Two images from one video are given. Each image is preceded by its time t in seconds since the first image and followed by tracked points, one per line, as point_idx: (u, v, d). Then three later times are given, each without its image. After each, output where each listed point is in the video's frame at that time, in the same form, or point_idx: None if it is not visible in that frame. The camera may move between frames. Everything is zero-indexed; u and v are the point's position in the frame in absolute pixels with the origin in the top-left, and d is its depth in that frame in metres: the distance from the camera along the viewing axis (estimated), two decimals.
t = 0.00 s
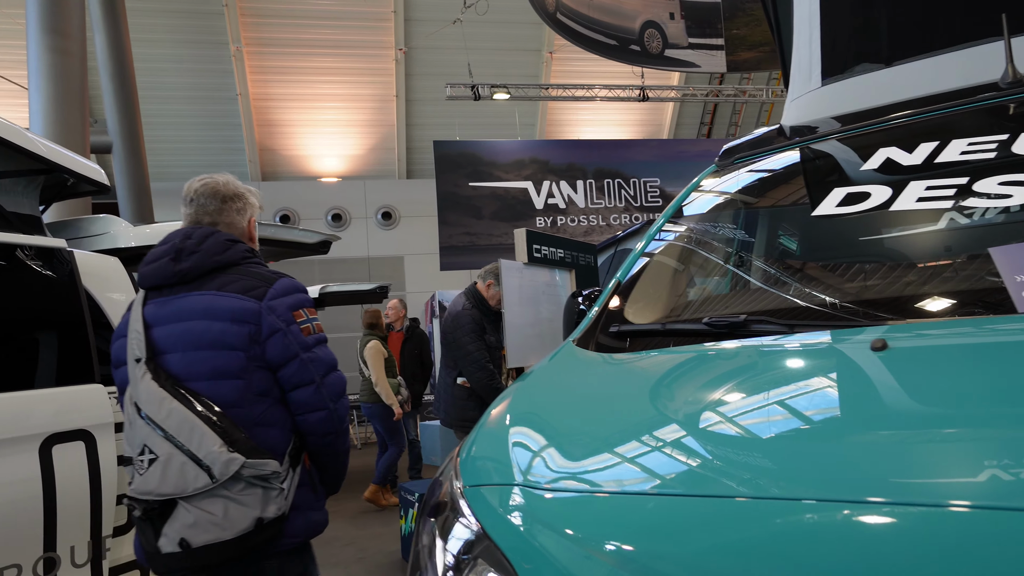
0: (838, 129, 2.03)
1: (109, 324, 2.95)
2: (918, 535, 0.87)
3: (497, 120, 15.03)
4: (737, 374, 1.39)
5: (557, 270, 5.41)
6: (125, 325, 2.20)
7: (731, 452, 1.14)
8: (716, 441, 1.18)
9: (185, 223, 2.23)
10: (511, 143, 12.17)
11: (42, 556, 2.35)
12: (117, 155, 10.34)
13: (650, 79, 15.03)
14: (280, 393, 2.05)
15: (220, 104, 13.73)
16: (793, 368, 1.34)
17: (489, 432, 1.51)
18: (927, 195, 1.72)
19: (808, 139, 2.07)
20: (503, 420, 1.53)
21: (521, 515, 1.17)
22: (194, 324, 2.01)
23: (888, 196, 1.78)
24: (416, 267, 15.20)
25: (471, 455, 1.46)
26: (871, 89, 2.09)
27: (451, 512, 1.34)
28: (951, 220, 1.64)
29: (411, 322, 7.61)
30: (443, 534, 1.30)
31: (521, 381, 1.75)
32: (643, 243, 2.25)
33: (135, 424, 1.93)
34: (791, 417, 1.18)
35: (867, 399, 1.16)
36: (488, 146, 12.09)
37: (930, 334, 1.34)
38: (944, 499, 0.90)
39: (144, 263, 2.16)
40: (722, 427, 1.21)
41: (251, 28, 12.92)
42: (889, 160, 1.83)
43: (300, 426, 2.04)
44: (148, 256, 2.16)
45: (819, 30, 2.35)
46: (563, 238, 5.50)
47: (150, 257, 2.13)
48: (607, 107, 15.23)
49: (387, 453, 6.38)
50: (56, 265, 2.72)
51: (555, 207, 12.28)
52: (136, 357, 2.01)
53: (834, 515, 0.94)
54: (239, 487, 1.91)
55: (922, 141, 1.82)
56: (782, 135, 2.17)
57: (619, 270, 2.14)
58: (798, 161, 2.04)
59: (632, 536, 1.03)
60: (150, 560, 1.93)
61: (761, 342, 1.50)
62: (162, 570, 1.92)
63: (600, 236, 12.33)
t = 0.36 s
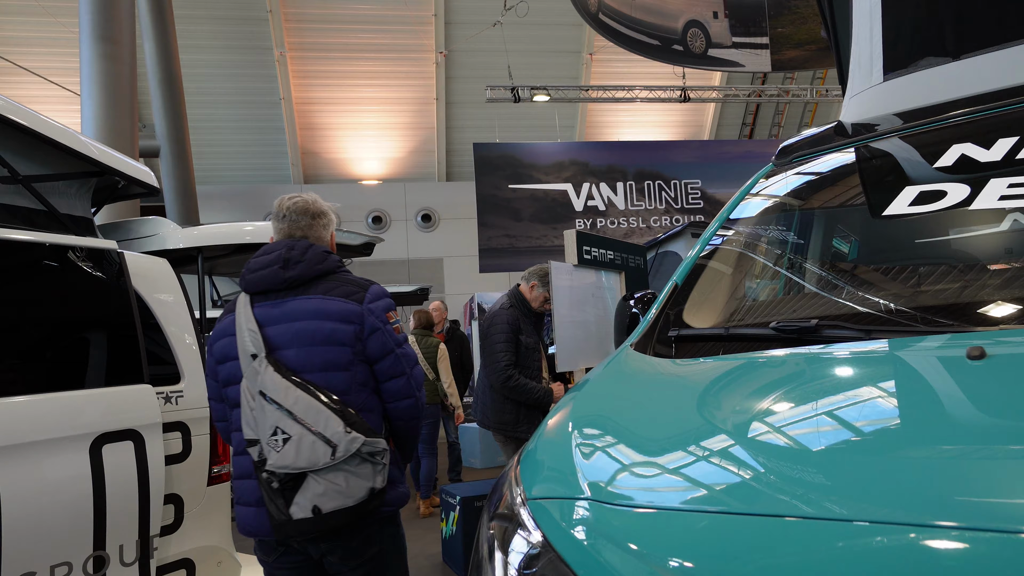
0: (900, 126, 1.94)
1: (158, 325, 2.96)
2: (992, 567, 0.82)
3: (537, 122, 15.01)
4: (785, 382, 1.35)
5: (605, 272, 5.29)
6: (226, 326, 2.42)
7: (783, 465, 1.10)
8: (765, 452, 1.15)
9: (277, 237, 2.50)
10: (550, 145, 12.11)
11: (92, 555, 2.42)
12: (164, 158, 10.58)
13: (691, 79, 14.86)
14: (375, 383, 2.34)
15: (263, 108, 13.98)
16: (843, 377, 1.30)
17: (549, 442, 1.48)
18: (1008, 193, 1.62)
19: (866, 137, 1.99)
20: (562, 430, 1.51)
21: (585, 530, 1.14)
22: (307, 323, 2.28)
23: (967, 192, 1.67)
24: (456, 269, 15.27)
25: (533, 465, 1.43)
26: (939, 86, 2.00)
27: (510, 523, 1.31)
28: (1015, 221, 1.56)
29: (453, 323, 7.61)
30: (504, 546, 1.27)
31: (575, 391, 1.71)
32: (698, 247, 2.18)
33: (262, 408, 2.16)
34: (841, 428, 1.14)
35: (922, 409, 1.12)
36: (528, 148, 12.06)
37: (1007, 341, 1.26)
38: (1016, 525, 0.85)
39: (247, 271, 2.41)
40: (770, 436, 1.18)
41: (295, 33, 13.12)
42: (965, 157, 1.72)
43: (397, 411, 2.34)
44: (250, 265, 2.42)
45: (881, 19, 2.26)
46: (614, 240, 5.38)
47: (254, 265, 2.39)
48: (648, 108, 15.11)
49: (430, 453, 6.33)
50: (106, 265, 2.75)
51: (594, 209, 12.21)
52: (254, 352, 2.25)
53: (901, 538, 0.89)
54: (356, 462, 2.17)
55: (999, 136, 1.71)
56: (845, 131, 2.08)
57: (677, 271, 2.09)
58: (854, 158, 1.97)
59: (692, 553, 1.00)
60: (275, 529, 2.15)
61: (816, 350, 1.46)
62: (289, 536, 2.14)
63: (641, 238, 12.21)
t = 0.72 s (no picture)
0: (922, 130, 1.93)
1: (165, 330, 3.00)
2: None
3: (546, 126, 15.02)
4: (798, 395, 1.39)
5: (621, 277, 5.16)
6: (307, 342, 2.73)
7: (801, 478, 1.15)
8: (783, 465, 1.20)
9: (356, 262, 2.82)
10: (559, 148, 12.11)
11: (95, 569, 2.45)
12: (173, 161, 10.64)
13: (701, 83, 14.86)
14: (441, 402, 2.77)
15: (272, 111, 14.03)
16: (856, 389, 1.34)
17: (578, 457, 1.50)
18: None
19: (886, 143, 1.97)
20: (591, 444, 1.52)
21: (618, 553, 1.16)
22: (394, 349, 2.67)
23: (1001, 197, 1.65)
24: (464, 273, 15.28)
25: (561, 481, 1.44)
26: (962, 90, 1.98)
27: (539, 543, 1.32)
28: None
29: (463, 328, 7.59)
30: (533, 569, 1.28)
31: (600, 407, 1.72)
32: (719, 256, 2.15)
33: (363, 423, 2.53)
34: (856, 442, 1.20)
35: (933, 423, 1.17)
36: (536, 152, 12.06)
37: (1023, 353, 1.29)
38: None
39: (334, 293, 2.72)
40: (787, 450, 1.23)
41: (305, 37, 13.20)
42: (995, 162, 1.70)
43: (460, 428, 2.78)
44: (336, 288, 2.73)
45: (902, 23, 2.25)
46: (632, 245, 5.29)
47: (344, 290, 2.71)
48: (657, 112, 15.10)
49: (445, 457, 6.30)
50: (111, 271, 2.77)
51: (604, 212, 12.19)
52: (347, 371, 2.60)
53: (934, 565, 0.93)
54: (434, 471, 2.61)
55: None
56: (865, 135, 2.06)
57: (701, 277, 2.06)
58: (872, 165, 1.97)
59: None
60: (364, 527, 2.54)
61: (831, 362, 1.48)
62: (377, 533, 2.54)
63: (650, 242, 12.19)
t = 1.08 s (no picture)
0: (924, 137, 1.92)
1: (154, 334, 2.94)
2: None
3: (538, 131, 15.02)
4: (794, 406, 1.38)
5: (618, 283, 5.10)
6: (333, 337, 2.99)
7: (799, 491, 1.14)
8: (780, 478, 1.19)
9: (375, 267, 3.09)
10: (551, 153, 12.11)
11: None
12: (161, 163, 10.58)
13: (692, 89, 14.92)
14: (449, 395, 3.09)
15: (262, 113, 13.95)
16: (852, 400, 1.33)
17: (588, 471, 1.48)
18: None
19: (887, 151, 1.97)
20: (601, 458, 1.50)
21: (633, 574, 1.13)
22: (413, 344, 2.98)
23: (1014, 206, 1.63)
24: (455, 277, 15.24)
25: (572, 496, 1.42)
26: (966, 95, 1.98)
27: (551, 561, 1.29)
28: None
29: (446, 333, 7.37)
30: None
31: (607, 422, 1.71)
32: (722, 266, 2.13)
33: (388, 407, 2.83)
34: (852, 454, 1.19)
35: (930, 435, 1.16)
36: (528, 156, 12.06)
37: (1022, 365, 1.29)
38: None
39: (359, 294, 3.00)
40: (783, 463, 1.22)
41: (296, 39, 13.16)
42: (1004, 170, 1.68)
43: (467, 417, 3.10)
44: (361, 289, 3.01)
45: (903, 29, 2.26)
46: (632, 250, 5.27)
47: (368, 291, 3.00)
48: (648, 117, 15.15)
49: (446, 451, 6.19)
50: (99, 273, 2.73)
51: (595, 217, 12.21)
52: (372, 362, 2.89)
53: None
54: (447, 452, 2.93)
55: None
56: (868, 142, 2.05)
57: (706, 285, 2.06)
58: (869, 173, 1.97)
59: None
60: (387, 502, 2.81)
61: (831, 373, 1.47)
62: (398, 508, 2.82)
63: (641, 247, 12.21)
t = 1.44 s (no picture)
0: (928, 146, 1.89)
1: (149, 336, 2.89)
2: None
3: (538, 137, 15.00)
4: (795, 419, 1.35)
5: (616, 291, 5.06)
6: (313, 357, 3.33)
7: (798, 508, 1.11)
8: (778, 493, 1.16)
9: (349, 292, 3.45)
10: (550, 159, 12.08)
11: None
12: (164, 167, 10.54)
13: (693, 96, 14.93)
14: (421, 403, 3.42)
15: (263, 118, 13.92)
16: (852, 415, 1.30)
17: (580, 485, 1.44)
18: None
19: (890, 159, 1.94)
20: (594, 471, 1.47)
21: None
22: (385, 359, 3.30)
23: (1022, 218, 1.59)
24: (454, 283, 15.20)
25: (564, 510, 1.39)
26: (978, 105, 1.96)
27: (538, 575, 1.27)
28: None
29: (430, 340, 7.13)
30: None
31: (601, 432, 1.68)
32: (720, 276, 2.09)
33: (364, 418, 3.16)
34: (853, 471, 1.15)
35: (933, 452, 1.13)
36: (527, 162, 12.03)
37: None
38: None
39: (335, 317, 3.34)
40: (782, 478, 1.19)
41: (297, 44, 13.16)
42: (1012, 180, 1.65)
43: (437, 423, 3.43)
44: (335, 312, 3.35)
45: (907, 37, 2.24)
46: (631, 259, 5.24)
47: (342, 314, 3.34)
48: (649, 124, 15.14)
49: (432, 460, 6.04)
50: (100, 276, 2.70)
51: (594, 224, 12.17)
52: (348, 378, 3.21)
53: None
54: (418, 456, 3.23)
55: None
56: (870, 151, 2.02)
57: (704, 295, 2.03)
58: (871, 182, 1.94)
59: None
60: (367, 502, 3.13)
61: (828, 388, 1.44)
62: (377, 507, 3.13)
63: (641, 254, 12.18)
